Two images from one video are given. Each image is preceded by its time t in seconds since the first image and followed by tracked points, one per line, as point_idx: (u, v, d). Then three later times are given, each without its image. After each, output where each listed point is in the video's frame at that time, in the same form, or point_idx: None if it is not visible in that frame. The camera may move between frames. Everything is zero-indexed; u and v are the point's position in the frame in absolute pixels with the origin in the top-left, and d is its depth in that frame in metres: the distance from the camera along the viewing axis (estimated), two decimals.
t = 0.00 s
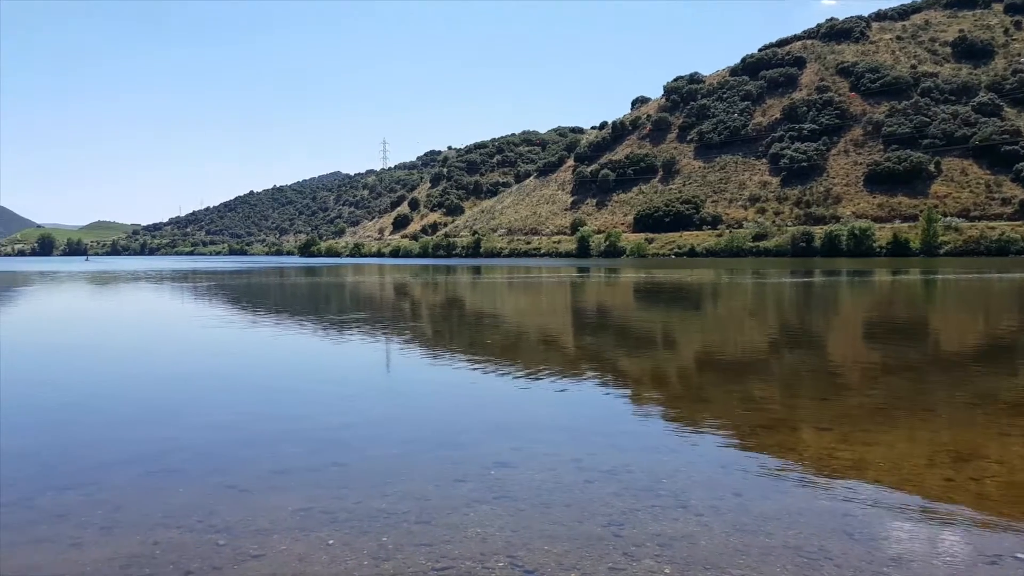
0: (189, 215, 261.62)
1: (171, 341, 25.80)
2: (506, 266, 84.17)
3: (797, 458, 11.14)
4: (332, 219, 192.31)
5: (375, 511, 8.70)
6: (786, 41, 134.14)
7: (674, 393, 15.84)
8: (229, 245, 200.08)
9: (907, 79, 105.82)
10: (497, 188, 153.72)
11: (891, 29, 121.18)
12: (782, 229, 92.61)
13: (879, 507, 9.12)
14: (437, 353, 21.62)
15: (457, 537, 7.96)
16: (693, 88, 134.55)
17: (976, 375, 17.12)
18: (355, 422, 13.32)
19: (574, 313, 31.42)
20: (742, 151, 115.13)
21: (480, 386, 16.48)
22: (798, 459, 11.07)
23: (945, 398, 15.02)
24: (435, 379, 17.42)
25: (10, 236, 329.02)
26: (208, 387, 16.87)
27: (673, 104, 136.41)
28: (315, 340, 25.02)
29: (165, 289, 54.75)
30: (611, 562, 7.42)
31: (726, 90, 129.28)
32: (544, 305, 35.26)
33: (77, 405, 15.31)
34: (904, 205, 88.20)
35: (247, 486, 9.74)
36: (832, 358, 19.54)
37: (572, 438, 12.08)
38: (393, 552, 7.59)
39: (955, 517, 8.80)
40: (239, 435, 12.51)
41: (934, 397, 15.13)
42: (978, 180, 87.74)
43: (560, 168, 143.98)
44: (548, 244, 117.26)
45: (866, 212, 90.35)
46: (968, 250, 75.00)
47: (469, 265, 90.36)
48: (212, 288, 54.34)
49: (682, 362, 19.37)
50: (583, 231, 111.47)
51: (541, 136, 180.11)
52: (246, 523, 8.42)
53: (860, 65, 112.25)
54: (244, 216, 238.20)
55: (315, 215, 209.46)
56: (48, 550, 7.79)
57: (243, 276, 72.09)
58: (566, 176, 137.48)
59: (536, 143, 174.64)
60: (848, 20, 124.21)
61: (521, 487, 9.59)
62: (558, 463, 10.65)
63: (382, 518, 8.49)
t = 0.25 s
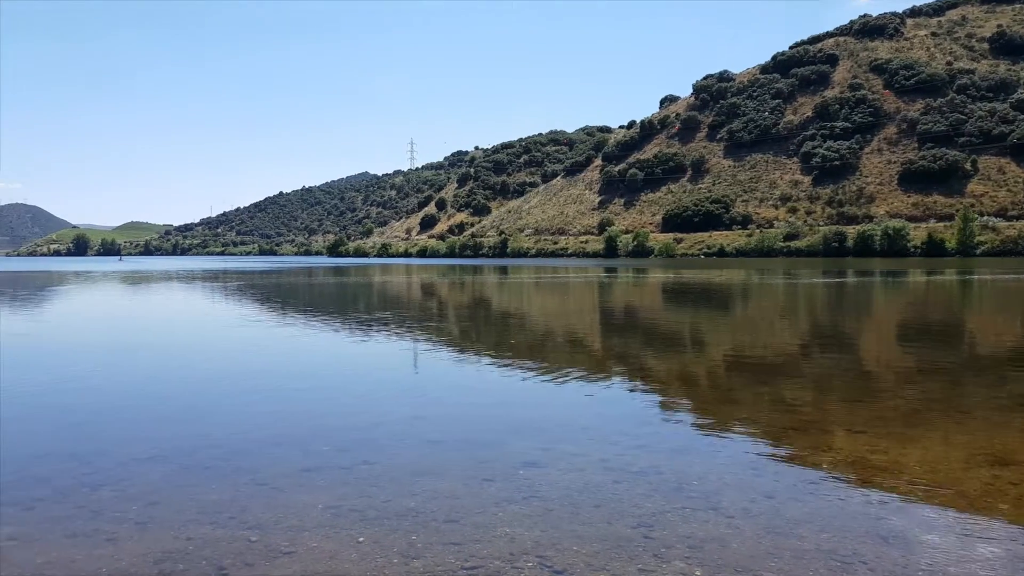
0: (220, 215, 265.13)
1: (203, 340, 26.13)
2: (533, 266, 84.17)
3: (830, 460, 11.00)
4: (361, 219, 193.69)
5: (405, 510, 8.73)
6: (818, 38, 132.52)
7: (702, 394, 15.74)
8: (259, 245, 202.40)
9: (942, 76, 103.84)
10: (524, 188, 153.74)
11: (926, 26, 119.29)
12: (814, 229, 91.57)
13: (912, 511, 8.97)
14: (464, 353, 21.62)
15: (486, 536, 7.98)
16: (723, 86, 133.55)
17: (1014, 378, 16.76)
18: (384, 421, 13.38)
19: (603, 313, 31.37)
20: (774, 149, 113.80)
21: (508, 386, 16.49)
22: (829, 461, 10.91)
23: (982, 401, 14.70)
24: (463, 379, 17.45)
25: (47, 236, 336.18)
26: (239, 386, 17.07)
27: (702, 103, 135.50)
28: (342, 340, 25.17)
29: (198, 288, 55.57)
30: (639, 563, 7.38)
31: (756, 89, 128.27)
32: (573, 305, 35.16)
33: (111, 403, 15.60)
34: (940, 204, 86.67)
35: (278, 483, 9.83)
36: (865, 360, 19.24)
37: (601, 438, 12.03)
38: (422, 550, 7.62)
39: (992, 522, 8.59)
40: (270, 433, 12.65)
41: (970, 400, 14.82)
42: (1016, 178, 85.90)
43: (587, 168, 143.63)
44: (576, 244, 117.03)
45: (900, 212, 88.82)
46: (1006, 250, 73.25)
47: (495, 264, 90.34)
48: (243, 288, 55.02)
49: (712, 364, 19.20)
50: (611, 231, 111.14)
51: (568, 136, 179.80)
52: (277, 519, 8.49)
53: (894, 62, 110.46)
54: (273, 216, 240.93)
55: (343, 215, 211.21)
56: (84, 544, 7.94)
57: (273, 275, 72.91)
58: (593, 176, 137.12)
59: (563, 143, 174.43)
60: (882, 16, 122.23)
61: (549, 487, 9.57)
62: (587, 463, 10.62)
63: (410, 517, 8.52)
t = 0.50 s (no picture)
0: (248, 215, 268.02)
1: (230, 340, 26.39)
2: (558, 267, 83.92)
3: (860, 463, 10.84)
4: (386, 219, 194.69)
5: (430, 509, 8.74)
6: (848, 36, 130.93)
7: (730, 396, 15.59)
8: (286, 245, 204.20)
9: (977, 73, 101.54)
10: (549, 188, 153.57)
11: (959, 22, 117.43)
12: (844, 229, 90.52)
13: (945, 516, 8.79)
14: (488, 354, 21.58)
15: (512, 536, 7.97)
16: (751, 85, 132.58)
17: None
18: (409, 421, 13.41)
19: (629, 314, 31.23)
20: (802, 149, 112.32)
21: (533, 387, 16.47)
22: (859, 465, 10.75)
23: (1018, 405, 14.38)
24: (487, 379, 17.47)
25: (80, 236, 342.18)
26: (266, 385, 17.24)
27: (730, 102, 134.50)
28: (366, 340, 25.23)
29: (226, 287, 56.25)
30: (666, 566, 7.33)
31: (785, 87, 127.41)
32: (598, 306, 35.00)
33: (142, 401, 15.83)
34: (973, 204, 85.17)
35: (305, 481, 9.90)
36: (897, 362, 18.94)
37: (626, 440, 11.96)
38: (448, 550, 7.62)
39: None
40: (297, 432, 12.76)
41: (1005, 404, 14.52)
42: None
43: (612, 167, 143.14)
44: (601, 244, 116.67)
45: (932, 212, 87.35)
46: None
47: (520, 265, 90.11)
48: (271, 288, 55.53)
49: (740, 365, 19.01)
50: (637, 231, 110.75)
51: (594, 136, 179.29)
52: (304, 517, 8.55)
53: (926, 60, 108.63)
54: (300, 217, 242.98)
55: (369, 215, 212.42)
56: (116, 540, 8.04)
57: (299, 275, 73.50)
58: (619, 176, 136.75)
59: (588, 142, 173.89)
60: (914, 13, 120.08)
61: (575, 488, 9.53)
62: (613, 465, 10.56)
63: (436, 516, 8.53)
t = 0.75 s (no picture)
0: (279, 216, 271.06)
1: (259, 339, 26.64)
2: (587, 266, 83.66)
3: (897, 467, 10.64)
4: (414, 219, 195.75)
5: (460, 509, 8.74)
6: (883, 32, 128.95)
7: (762, 398, 15.40)
8: (316, 245, 206.09)
9: (1016, 68, 99.03)
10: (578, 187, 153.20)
11: (998, 17, 115.01)
12: (878, 228, 89.12)
13: (984, 521, 8.59)
14: (516, 354, 21.55)
15: (542, 538, 7.95)
16: (784, 83, 131.19)
17: None
18: (438, 420, 13.43)
19: (658, 314, 31.06)
20: (836, 147, 110.57)
21: (560, 387, 16.42)
22: (895, 469, 10.56)
23: None
24: (515, 379, 17.48)
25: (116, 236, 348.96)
26: (297, 384, 17.42)
27: (761, 100, 133.15)
28: (395, 339, 25.32)
29: (258, 286, 56.98)
30: (697, 568, 7.27)
31: (819, 85, 126.04)
32: (626, 306, 34.78)
33: (174, 399, 16.06)
34: (1013, 203, 83.36)
35: (336, 480, 9.97)
36: (935, 364, 18.55)
37: (655, 441, 11.88)
38: (478, 550, 7.62)
39: None
40: (328, 430, 12.88)
41: None
42: None
43: (641, 167, 142.42)
44: (630, 244, 116.19)
45: (969, 211, 85.59)
46: None
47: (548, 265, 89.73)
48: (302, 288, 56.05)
49: (773, 367, 18.76)
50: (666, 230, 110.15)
51: (623, 135, 178.55)
52: (335, 516, 8.60)
53: (963, 56, 106.43)
54: (330, 217, 245.19)
55: (398, 216, 213.62)
56: (152, 536, 8.17)
57: (327, 275, 74.11)
58: (648, 175, 136.11)
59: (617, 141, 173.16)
60: (951, 8, 117.65)
61: (605, 490, 9.48)
62: (644, 467, 10.48)
63: (466, 516, 8.54)
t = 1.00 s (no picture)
0: (305, 216, 273.50)
1: (284, 339, 26.81)
2: (611, 266, 83.35)
3: (929, 471, 10.47)
4: (439, 219, 196.39)
5: (487, 509, 8.75)
6: (914, 29, 127.00)
7: (791, 400, 15.22)
8: (341, 245, 207.55)
9: None
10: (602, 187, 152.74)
11: None
12: (909, 227, 87.73)
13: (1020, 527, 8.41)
14: (540, 354, 21.55)
15: (569, 538, 7.93)
16: (812, 81, 129.79)
17: None
18: (462, 420, 13.46)
19: (684, 315, 30.84)
20: (866, 145, 109.04)
21: (585, 388, 16.38)
22: (927, 472, 10.39)
23: None
24: (540, 379, 17.45)
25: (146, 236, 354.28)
26: (322, 383, 17.53)
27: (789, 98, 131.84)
28: (419, 339, 25.43)
29: (286, 286, 57.56)
30: (725, 571, 7.22)
31: (848, 83, 124.58)
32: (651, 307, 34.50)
33: (201, 397, 16.26)
34: None
35: (362, 479, 10.03)
36: (969, 366, 18.22)
37: (683, 442, 11.83)
38: (504, 549, 7.63)
39: None
40: (353, 429, 12.96)
41: None
42: None
43: (667, 166, 141.69)
44: (656, 243, 115.69)
45: (1003, 210, 84.01)
46: None
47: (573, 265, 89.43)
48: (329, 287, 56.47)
49: (802, 368, 18.54)
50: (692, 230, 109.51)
51: (649, 134, 177.71)
52: (363, 514, 8.65)
53: (997, 52, 104.46)
54: (356, 217, 246.85)
55: (423, 215, 214.47)
56: (182, 533, 8.27)
57: (352, 274, 74.65)
58: (674, 174, 135.42)
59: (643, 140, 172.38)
60: (985, 4, 115.63)
61: (631, 491, 9.43)
62: (671, 468, 10.42)
63: (493, 515, 8.55)
